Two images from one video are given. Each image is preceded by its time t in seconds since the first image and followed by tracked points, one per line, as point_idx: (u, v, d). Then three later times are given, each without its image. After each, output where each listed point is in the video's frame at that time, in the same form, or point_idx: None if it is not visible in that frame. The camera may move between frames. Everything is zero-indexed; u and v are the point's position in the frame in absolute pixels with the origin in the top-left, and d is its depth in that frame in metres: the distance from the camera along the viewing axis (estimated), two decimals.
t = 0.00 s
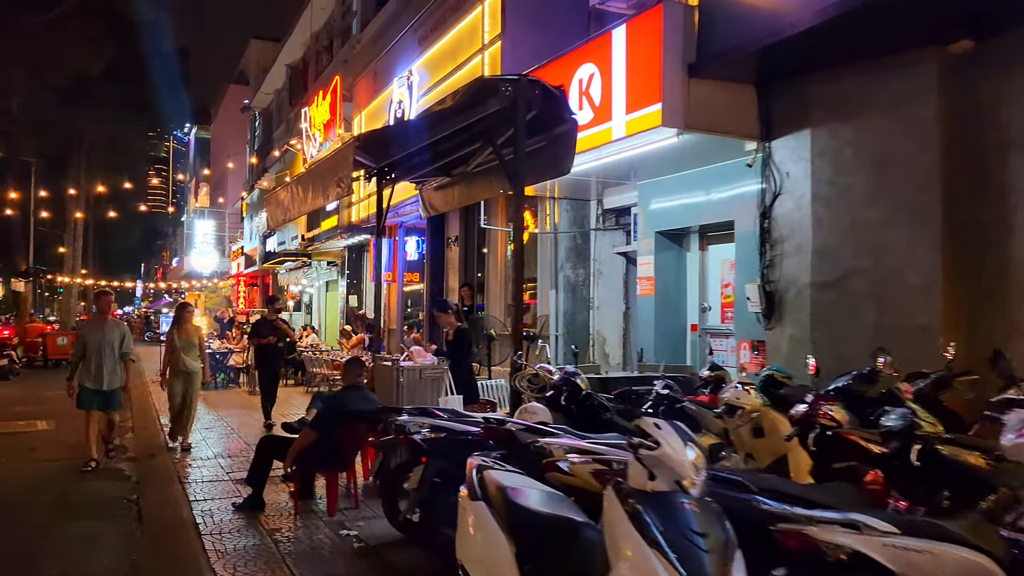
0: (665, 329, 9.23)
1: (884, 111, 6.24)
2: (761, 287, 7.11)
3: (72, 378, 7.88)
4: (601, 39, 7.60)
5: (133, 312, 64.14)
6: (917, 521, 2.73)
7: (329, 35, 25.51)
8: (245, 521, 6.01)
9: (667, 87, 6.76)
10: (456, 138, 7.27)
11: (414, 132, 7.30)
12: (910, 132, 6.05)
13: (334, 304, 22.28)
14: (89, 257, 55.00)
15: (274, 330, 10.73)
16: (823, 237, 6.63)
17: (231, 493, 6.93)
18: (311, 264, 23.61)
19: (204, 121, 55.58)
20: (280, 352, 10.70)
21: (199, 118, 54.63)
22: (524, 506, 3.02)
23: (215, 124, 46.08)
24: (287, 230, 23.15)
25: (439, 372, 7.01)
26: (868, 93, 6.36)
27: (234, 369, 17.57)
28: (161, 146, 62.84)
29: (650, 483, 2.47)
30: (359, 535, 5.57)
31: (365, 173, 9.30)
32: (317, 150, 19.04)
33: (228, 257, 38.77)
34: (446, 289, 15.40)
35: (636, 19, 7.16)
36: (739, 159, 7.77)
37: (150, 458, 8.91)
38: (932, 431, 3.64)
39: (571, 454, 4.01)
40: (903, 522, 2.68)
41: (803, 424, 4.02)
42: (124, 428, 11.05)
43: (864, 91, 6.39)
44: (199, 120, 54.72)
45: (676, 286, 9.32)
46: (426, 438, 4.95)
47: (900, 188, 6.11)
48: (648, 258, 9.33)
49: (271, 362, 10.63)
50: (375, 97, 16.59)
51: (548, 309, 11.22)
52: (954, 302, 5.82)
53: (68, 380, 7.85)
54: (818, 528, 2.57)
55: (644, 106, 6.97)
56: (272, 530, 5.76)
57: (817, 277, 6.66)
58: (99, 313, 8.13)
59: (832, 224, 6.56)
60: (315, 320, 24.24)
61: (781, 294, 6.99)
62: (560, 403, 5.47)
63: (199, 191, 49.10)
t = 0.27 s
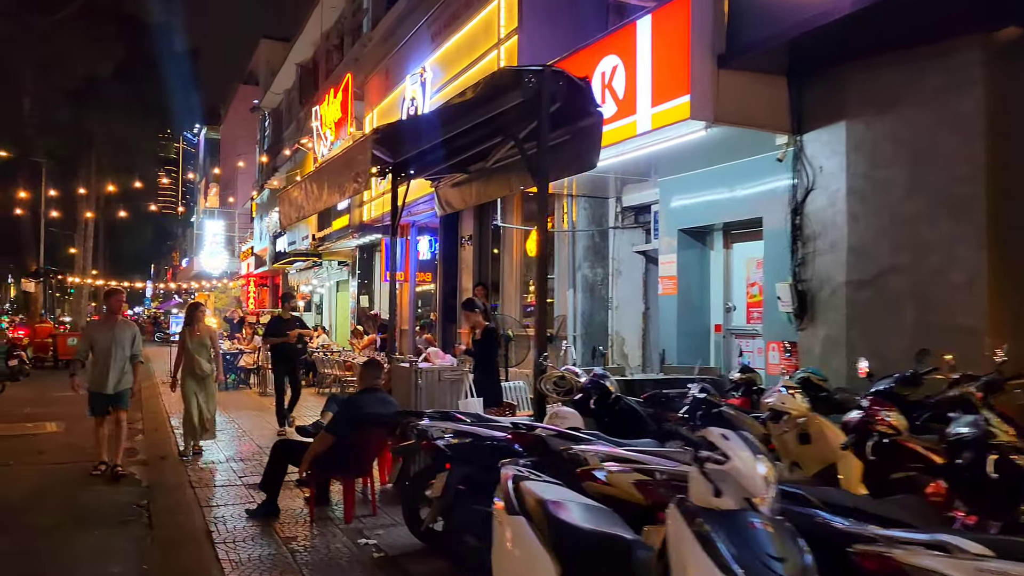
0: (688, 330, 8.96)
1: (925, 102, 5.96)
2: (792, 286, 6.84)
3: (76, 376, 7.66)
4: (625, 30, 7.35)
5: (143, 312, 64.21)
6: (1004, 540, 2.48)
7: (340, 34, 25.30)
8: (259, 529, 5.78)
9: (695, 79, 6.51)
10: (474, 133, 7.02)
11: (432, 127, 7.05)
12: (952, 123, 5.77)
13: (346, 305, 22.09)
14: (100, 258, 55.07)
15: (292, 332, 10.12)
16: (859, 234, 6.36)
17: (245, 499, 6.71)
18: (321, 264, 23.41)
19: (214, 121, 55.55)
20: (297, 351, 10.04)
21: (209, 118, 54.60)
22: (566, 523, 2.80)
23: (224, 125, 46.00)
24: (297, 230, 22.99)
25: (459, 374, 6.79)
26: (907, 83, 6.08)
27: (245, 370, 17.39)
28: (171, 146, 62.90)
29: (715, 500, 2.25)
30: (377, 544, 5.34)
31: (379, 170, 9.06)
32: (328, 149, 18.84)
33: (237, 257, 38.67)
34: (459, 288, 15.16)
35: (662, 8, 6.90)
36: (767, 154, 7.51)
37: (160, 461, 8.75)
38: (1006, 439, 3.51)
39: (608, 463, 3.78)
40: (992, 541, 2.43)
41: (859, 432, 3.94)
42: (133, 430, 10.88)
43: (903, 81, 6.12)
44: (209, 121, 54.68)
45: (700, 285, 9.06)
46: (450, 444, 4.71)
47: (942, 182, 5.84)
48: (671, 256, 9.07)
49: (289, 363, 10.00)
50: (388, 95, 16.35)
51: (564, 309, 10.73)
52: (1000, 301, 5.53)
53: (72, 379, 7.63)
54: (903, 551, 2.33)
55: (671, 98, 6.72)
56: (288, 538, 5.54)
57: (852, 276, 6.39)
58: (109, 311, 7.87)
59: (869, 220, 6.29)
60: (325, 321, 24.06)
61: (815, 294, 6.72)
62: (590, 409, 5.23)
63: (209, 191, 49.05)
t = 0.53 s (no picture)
0: (715, 329, 8.69)
1: (975, 91, 5.67)
2: (830, 283, 6.58)
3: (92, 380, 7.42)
4: (654, 18, 7.09)
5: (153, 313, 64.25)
6: None
7: (351, 32, 25.09)
8: (276, 536, 5.55)
9: (730, 67, 6.25)
10: (499, 124, 6.78)
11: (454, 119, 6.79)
12: (1003, 111, 5.49)
13: (357, 305, 21.88)
14: (110, 258, 55.10)
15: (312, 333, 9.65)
16: (902, 228, 6.08)
17: (261, 505, 6.47)
18: (333, 264, 23.22)
19: (224, 122, 55.51)
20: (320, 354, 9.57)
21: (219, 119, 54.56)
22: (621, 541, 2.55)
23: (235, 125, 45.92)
24: (308, 230, 22.80)
25: (483, 375, 6.55)
26: (955, 71, 5.80)
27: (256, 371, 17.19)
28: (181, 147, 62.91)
29: (810, 520, 2.33)
30: (401, 553, 5.09)
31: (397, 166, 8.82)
32: (341, 147, 18.64)
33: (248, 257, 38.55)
34: (475, 288, 14.91)
35: None
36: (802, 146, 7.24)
37: (172, 464, 8.57)
38: None
39: (657, 470, 3.53)
40: None
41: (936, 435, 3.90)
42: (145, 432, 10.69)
43: (949, 69, 5.84)
44: (219, 122, 54.65)
45: (727, 283, 8.79)
46: (480, 449, 4.46)
47: (993, 174, 5.56)
48: (697, 254, 8.80)
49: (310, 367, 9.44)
50: (402, 92, 16.11)
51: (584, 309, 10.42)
52: None
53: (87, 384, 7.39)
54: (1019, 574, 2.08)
55: (704, 88, 6.45)
56: (307, 547, 5.30)
57: (895, 272, 6.11)
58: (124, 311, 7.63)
59: (913, 214, 6.01)
60: (336, 321, 23.86)
61: (854, 291, 6.44)
62: (627, 412, 4.98)
63: (219, 192, 48.98)
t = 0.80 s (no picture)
0: (739, 335, 8.45)
1: (1018, 89, 5.41)
2: (864, 289, 6.33)
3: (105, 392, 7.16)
4: (679, 15, 6.86)
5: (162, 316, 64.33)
6: None
7: (361, 34, 24.96)
8: (290, 553, 5.34)
9: (761, 64, 6.01)
10: (517, 125, 6.56)
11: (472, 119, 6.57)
12: None
13: (368, 308, 21.71)
14: (119, 261, 55.19)
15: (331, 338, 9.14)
16: (941, 232, 5.81)
17: (273, 518, 6.26)
18: (343, 267, 23.07)
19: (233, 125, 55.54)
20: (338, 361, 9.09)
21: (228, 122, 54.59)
22: None
23: (243, 128, 45.91)
24: (318, 233, 22.65)
25: (504, 384, 6.33)
26: (995, 69, 5.54)
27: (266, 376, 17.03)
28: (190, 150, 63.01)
29: (910, 567, 2.46)
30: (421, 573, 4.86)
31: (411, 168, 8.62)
32: (351, 149, 18.48)
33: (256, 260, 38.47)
34: (487, 292, 14.70)
35: None
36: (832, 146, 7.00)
37: (182, 473, 8.40)
38: None
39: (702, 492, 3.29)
40: None
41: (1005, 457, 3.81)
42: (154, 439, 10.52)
43: (989, 65, 5.59)
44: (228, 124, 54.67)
45: (751, 288, 8.54)
46: (506, 465, 4.23)
47: None
48: (720, 258, 8.56)
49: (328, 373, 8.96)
50: (412, 93, 15.94)
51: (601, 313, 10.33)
52: None
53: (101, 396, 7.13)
54: None
55: (732, 86, 6.22)
56: (322, 565, 5.08)
57: (934, 278, 5.84)
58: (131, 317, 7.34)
59: (953, 217, 5.75)
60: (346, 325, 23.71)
61: (890, 297, 6.18)
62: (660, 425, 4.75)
63: (227, 195, 48.96)
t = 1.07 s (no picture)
0: (762, 335, 8.20)
1: None
2: (900, 287, 6.08)
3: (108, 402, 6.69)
4: (704, 2, 6.62)
5: (167, 318, 64.37)
6: None
7: (368, 33, 24.80)
8: (302, 562, 5.11)
9: (792, 52, 5.75)
10: (536, 117, 6.32)
11: (489, 111, 6.34)
12: None
13: (375, 309, 21.55)
14: (125, 262, 55.24)
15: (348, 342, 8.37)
16: (981, 227, 5.55)
17: (284, 526, 6.03)
18: (350, 268, 22.91)
19: (238, 128, 55.53)
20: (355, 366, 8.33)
21: (234, 124, 54.67)
22: None
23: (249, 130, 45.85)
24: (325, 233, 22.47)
25: (522, 386, 6.07)
26: None
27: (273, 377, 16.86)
28: (196, 152, 63.07)
29: None
30: None
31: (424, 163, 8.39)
32: (358, 148, 18.29)
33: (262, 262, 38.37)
34: (497, 292, 14.47)
35: None
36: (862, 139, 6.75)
37: (189, 478, 8.18)
38: None
39: (751, 502, 3.05)
40: None
41: None
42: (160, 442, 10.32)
43: None
44: (234, 127, 54.79)
45: (774, 287, 8.29)
46: (534, 471, 4.00)
47: None
48: (742, 256, 8.31)
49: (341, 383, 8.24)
50: (421, 91, 15.75)
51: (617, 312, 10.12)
52: None
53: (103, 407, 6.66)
54: None
55: (760, 76, 5.98)
56: None
57: (973, 276, 5.58)
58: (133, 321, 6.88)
59: (994, 212, 5.49)
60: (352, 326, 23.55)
61: (927, 296, 5.92)
62: (696, 430, 4.50)
63: (232, 197, 48.91)
